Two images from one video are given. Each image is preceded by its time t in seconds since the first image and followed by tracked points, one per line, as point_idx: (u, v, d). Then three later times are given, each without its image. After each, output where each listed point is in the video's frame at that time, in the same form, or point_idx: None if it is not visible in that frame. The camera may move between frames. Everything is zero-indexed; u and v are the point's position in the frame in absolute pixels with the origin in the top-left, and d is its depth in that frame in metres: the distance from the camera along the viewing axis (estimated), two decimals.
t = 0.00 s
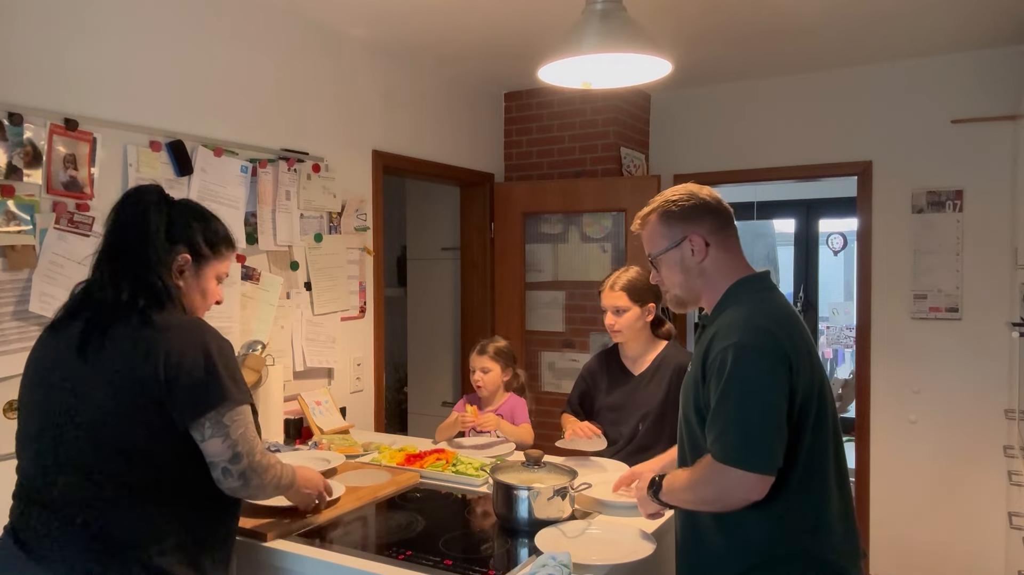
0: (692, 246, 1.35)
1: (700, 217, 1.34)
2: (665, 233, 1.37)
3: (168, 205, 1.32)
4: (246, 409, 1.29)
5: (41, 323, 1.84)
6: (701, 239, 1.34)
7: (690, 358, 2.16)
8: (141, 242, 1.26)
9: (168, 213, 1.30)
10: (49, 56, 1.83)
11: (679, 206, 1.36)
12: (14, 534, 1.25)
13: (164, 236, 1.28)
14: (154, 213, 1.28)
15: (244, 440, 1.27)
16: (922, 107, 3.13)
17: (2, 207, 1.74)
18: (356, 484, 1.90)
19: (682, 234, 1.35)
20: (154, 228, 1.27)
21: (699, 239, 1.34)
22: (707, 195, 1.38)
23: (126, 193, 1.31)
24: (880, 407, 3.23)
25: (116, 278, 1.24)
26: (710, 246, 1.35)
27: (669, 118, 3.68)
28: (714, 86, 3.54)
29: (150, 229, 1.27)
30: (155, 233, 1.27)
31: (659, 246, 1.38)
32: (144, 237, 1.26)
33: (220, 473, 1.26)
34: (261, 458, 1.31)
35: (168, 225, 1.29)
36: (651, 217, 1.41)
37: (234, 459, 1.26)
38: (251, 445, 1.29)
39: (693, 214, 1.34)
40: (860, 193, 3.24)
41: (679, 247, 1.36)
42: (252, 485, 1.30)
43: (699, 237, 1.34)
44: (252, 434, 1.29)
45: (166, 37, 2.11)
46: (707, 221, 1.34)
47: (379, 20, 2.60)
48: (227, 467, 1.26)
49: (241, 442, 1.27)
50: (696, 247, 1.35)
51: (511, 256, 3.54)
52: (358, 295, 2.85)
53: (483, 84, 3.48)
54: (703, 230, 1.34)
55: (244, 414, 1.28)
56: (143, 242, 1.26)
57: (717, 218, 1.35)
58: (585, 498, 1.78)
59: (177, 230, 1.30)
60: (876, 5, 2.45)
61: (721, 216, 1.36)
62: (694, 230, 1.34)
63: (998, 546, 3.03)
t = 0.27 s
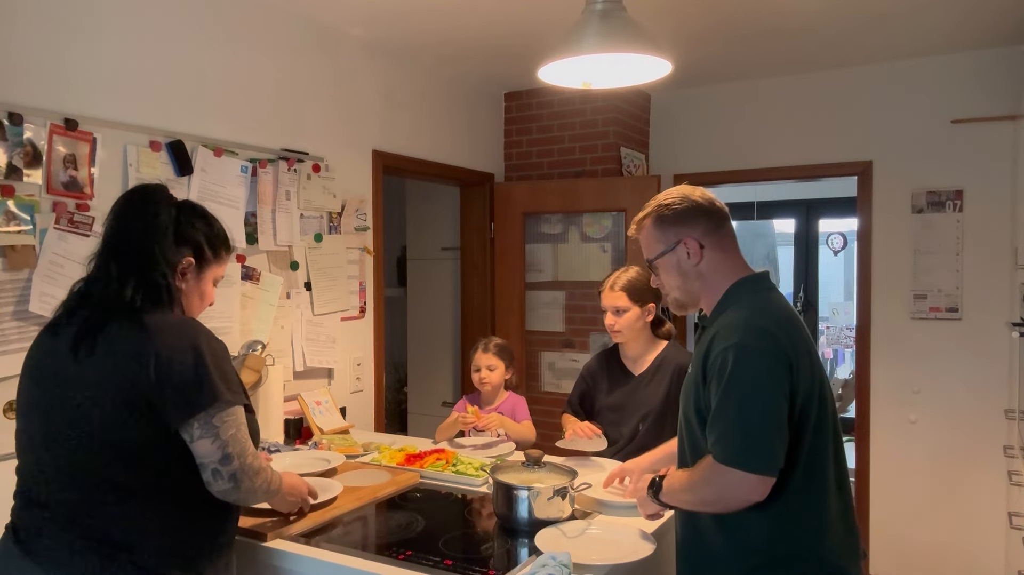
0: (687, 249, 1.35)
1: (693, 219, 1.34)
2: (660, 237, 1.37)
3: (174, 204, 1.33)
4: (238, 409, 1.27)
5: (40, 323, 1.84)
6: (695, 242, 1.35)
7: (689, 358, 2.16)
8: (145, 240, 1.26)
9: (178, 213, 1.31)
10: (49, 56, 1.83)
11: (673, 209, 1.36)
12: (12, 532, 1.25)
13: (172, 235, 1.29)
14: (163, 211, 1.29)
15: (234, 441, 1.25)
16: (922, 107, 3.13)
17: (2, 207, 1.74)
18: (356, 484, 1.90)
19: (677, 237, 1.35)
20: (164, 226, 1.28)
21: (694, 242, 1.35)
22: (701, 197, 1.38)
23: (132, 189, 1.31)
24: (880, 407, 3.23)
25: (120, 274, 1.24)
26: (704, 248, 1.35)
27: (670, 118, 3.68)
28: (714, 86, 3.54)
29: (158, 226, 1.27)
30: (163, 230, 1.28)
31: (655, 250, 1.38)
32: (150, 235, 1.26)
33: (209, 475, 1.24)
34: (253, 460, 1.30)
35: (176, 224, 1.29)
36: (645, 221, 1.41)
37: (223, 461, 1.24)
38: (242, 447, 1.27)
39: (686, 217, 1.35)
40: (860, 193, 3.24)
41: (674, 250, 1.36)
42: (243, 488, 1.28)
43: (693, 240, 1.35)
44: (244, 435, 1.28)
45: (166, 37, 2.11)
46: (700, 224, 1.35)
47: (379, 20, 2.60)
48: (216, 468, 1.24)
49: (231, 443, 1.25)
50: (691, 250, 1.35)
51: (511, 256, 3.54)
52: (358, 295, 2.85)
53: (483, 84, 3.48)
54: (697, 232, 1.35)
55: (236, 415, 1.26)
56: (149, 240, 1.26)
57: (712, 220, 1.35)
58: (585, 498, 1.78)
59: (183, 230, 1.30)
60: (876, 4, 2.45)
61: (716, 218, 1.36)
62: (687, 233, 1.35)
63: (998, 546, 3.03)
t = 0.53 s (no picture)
0: (676, 259, 1.36)
1: (676, 230, 1.35)
2: (649, 251, 1.39)
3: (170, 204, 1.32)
4: (229, 409, 1.25)
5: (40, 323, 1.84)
6: (683, 252, 1.35)
7: (690, 359, 2.16)
8: (140, 240, 1.26)
9: (174, 213, 1.30)
10: (49, 56, 1.83)
11: (658, 219, 1.37)
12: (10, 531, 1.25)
13: (167, 235, 1.28)
14: (159, 211, 1.28)
15: (221, 441, 1.22)
16: (922, 107, 3.13)
17: (2, 207, 1.75)
18: (356, 484, 1.90)
19: (665, 250, 1.36)
20: (160, 226, 1.27)
21: (682, 252, 1.35)
22: (683, 204, 1.38)
23: (129, 188, 1.31)
24: (880, 407, 3.23)
25: (113, 273, 1.24)
26: (693, 256, 1.35)
27: (670, 118, 3.68)
28: (714, 86, 3.54)
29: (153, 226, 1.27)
30: (158, 230, 1.27)
31: (648, 263, 1.40)
32: (144, 235, 1.26)
33: (197, 475, 1.22)
34: (244, 460, 1.26)
35: (171, 224, 1.28)
36: (634, 235, 1.43)
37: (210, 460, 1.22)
38: (231, 447, 1.24)
39: (671, 228, 1.35)
40: (860, 193, 3.24)
41: (665, 262, 1.37)
42: (233, 488, 1.25)
43: (681, 251, 1.35)
44: (233, 435, 1.25)
45: (166, 37, 2.11)
46: (685, 233, 1.35)
47: (379, 20, 2.59)
48: (204, 469, 1.22)
49: (218, 442, 1.22)
50: (680, 260, 1.36)
51: (511, 256, 3.54)
52: (358, 295, 2.85)
53: (483, 84, 3.48)
54: (683, 242, 1.35)
55: (226, 415, 1.24)
56: (143, 239, 1.26)
57: (696, 227, 1.35)
58: (585, 498, 1.78)
59: (179, 231, 1.29)
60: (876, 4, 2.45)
61: (702, 223, 1.36)
62: (674, 244, 1.35)
63: (998, 546, 3.04)
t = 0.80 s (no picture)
0: (673, 261, 1.36)
1: (673, 232, 1.35)
2: (647, 253, 1.39)
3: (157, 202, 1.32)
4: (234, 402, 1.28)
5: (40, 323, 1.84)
6: (681, 253, 1.35)
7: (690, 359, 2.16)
8: (128, 240, 1.25)
9: (160, 211, 1.30)
10: (49, 56, 1.83)
11: (655, 222, 1.37)
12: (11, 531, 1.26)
13: (155, 233, 1.27)
14: (145, 209, 1.28)
15: (237, 433, 1.26)
16: (922, 107, 3.12)
17: (2, 207, 1.75)
18: (356, 484, 1.90)
19: (662, 252, 1.36)
20: (147, 225, 1.27)
21: (679, 254, 1.35)
22: (680, 207, 1.38)
23: (114, 188, 1.30)
24: (880, 407, 3.23)
25: (103, 274, 1.23)
26: (690, 257, 1.35)
27: (670, 118, 3.68)
28: (714, 86, 3.54)
29: (140, 225, 1.26)
30: (146, 229, 1.26)
31: (645, 265, 1.40)
32: (132, 234, 1.25)
33: (219, 469, 1.25)
34: (258, 448, 1.31)
35: (159, 222, 1.28)
36: (632, 237, 1.44)
37: (229, 453, 1.25)
38: (245, 438, 1.28)
39: (668, 230, 1.36)
40: (860, 193, 3.24)
41: (662, 264, 1.37)
42: (254, 475, 1.30)
43: (678, 252, 1.35)
44: (245, 427, 1.29)
45: (166, 36, 2.11)
46: (682, 234, 1.35)
47: (379, 20, 2.60)
48: (223, 462, 1.25)
49: (233, 434, 1.26)
50: (678, 261, 1.36)
51: (511, 256, 3.54)
52: (358, 295, 2.85)
53: (483, 84, 3.48)
54: (681, 243, 1.35)
55: (233, 409, 1.27)
56: (131, 239, 1.25)
57: (693, 228, 1.35)
58: (585, 498, 1.78)
59: (167, 229, 1.29)
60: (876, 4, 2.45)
61: (698, 225, 1.36)
62: (671, 246, 1.35)
63: (998, 546, 3.04)
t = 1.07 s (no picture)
0: (670, 263, 1.37)
1: (670, 234, 1.35)
2: (643, 255, 1.40)
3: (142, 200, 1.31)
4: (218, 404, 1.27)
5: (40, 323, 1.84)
6: (677, 255, 1.36)
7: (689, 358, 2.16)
8: (117, 241, 1.25)
9: (145, 208, 1.29)
10: (49, 56, 1.83)
11: (652, 224, 1.37)
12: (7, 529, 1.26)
13: (142, 234, 1.27)
14: (129, 208, 1.27)
15: (207, 436, 1.24)
16: (922, 107, 3.13)
17: (2, 207, 1.75)
18: (356, 484, 1.90)
19: (659, 254, 1.37)
20: (133, 225, 1.26)
21: (676, 255, 1.36)
22: (676, 208, 1.38)
23: (100, 189, 1.29)
24: (880, 407, 3.23)
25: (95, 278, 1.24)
26: (687, 259, 1.36)
27: (670, 118, 3.68)
28: (714, 86, 3.54)
29: (126, 226, 1.26)
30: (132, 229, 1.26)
31: (642, 268, 1.41)
32: (119, 235, 1.25)
33: (179, 469, 1.23)
34: (226, 455, 1.28)
35: (144, 220, 1.27)
36: (629, 241, 1.44)
37: (193, 454, 1.23)
38: (215, 442, 1.26)
39: (664, 232, 1.36)
40: (860, 193, 3.24)
41: (659, 266, 1.38)
42: (215, 481, 1.27)
43: (675, 253, 1.36)
44: (218, 431, 1.26)
45: (165, 36, 2.11)
46: (679, 236, 1.35)
47: (379, 20, 2.60)
48: (186, 462, 1.23)
49: (201, 436, 1.23)
50: (674, 263, 1.36)
51: (511, 256, 3.54)
52: (358, 295, 2.85)
53: (483, 83, 3.48)
54: (677, 245, 1.35)
55: (212, 411, 1.25)
56: (119, 241, 1.25)
57: (689, 230, 1.35)
58: (585, 498, 1.78)
59: (154, 227, 1.28)
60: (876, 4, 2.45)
61: (694, 226, 1.36)
62: (668, 248, 1.36)
63: (998, 546, 3.04)
